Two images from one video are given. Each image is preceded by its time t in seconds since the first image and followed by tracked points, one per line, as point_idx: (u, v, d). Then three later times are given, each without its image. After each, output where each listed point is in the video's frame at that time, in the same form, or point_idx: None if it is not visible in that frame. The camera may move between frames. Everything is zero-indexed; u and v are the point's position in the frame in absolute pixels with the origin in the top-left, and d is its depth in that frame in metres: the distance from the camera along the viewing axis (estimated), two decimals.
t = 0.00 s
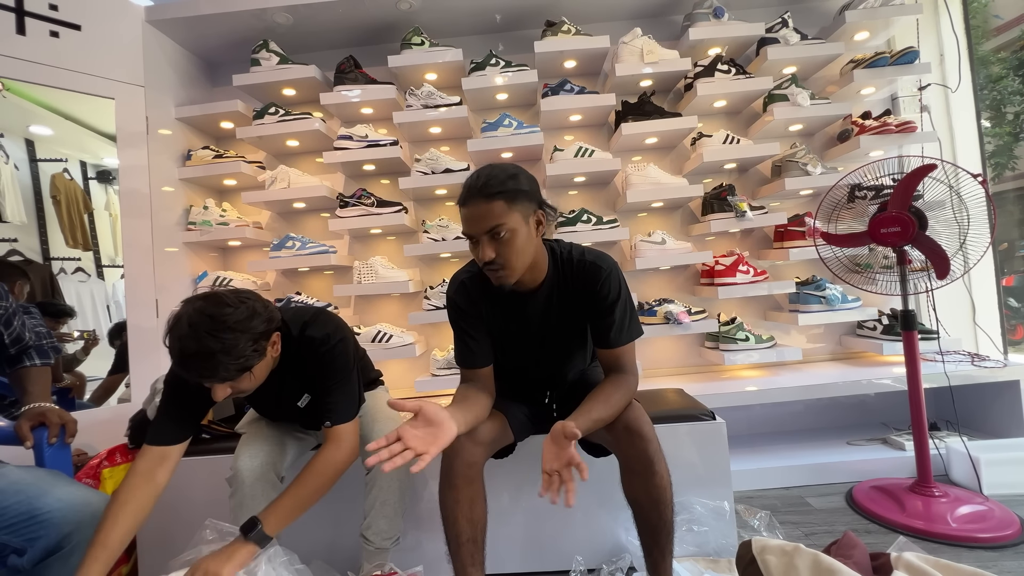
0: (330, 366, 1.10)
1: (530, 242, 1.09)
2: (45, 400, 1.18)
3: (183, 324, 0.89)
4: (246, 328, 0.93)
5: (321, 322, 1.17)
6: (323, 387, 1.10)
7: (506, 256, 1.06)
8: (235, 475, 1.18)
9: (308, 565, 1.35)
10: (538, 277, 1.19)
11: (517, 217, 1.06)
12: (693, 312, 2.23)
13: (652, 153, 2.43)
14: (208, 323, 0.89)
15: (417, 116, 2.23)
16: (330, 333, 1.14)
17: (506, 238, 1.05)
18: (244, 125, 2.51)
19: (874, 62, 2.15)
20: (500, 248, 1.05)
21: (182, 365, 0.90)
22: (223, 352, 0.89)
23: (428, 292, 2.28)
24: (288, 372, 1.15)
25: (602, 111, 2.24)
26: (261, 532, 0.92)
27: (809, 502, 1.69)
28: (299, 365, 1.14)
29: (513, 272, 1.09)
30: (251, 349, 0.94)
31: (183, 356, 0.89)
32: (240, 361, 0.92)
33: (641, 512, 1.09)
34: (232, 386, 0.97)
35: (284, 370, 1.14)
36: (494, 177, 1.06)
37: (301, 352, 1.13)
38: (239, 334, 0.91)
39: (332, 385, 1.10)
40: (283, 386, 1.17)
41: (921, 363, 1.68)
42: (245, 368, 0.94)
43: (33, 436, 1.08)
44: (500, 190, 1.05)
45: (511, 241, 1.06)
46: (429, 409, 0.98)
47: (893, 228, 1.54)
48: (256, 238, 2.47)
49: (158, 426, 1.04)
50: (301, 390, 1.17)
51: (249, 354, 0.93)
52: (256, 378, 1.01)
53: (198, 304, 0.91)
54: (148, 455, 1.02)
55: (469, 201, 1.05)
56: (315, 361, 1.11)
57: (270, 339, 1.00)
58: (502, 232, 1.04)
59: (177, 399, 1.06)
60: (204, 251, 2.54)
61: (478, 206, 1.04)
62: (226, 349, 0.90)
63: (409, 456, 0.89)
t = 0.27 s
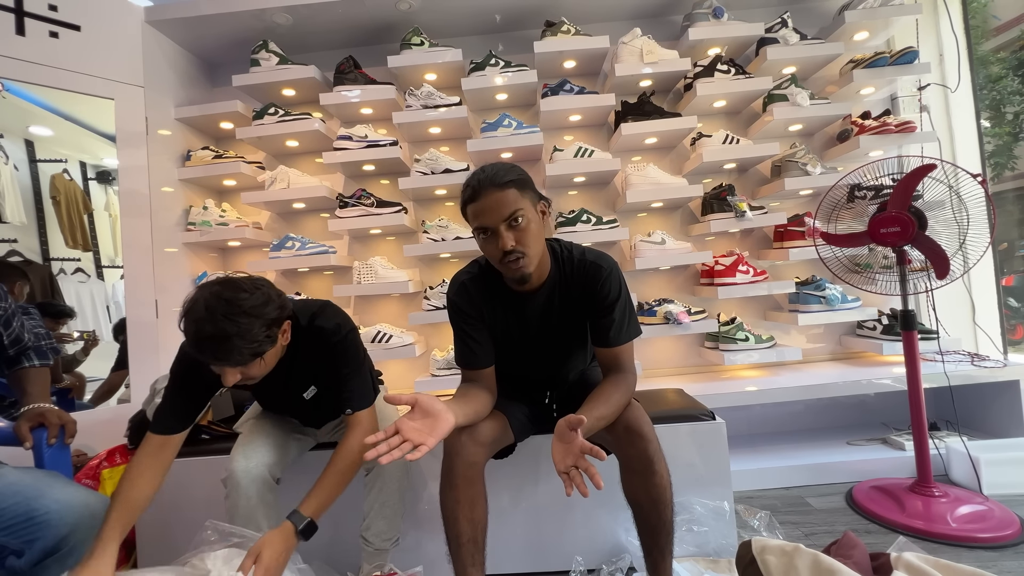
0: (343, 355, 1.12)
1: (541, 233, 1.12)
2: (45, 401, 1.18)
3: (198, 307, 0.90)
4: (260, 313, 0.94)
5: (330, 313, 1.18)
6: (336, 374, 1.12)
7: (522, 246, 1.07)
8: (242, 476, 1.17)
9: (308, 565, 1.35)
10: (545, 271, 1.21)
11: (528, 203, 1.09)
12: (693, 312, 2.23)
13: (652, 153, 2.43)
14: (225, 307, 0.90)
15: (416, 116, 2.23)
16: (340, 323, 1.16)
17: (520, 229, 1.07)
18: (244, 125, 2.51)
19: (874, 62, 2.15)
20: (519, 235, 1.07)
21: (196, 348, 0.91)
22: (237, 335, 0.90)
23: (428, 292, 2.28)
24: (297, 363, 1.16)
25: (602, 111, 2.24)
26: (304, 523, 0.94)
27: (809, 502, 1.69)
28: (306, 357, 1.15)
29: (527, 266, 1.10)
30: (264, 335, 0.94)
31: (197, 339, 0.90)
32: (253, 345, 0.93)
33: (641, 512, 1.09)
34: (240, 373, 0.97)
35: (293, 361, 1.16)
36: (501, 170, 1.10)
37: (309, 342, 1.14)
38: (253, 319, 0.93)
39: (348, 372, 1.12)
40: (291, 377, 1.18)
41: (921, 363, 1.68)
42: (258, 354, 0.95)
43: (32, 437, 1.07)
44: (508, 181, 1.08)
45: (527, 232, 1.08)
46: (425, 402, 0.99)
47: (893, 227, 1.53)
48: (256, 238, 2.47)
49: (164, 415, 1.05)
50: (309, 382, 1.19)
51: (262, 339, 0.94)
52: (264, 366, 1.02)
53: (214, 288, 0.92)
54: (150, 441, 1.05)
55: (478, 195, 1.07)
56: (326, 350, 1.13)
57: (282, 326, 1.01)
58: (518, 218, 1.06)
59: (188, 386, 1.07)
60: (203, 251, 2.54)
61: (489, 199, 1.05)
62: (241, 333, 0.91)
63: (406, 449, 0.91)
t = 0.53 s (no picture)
0: (356, 327, 1.25)
1: (522, 248, 1.11)
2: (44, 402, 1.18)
3: (248, 249, 1.07)
4: (299, 258, 1.11)
5: (351, 288, 1.33)
6: (347, 346, 1.25)
7: (495, 259, 1.09)
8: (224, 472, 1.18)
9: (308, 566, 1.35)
10: (534, 280, 1.20)
11: (511, 219, 1.08)
12: (693, 312, 2.23)
13: (652, 153, 2.43)
14: (272, 248, 1.08)
15: (416, 117, 2.23)
16: (362, 297, 1.31)
17: (494, 244, 1.08)
18: (244, 126, 2.51)
19: (873, 62, 2.15)
20: (492, 249, 1.09)
21: (243, 283, 1.07)
22: (276, 273, 1.06)
23: (428, 292, 2.28)
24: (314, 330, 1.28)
25: (602, 111, 2.24)
26: (315, 478, 0.99)
27: (809, 502, 1.69)
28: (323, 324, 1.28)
29: (503, 276, 1.13)
30: (301, 277, 1.11)
31: (245, 273, 1.06)
32: (291, 284, 1.09)
33: (641, 513, 1.09)
34: (272, 312, 1.11)
35: (311, 329, 1.28)
36: (491, 178, 1.09)
37: (332, 310, 1.29)
38: (293, 262, 1.10)
39: (357, 347, 1.24)
40: (306, 348, 1.29)
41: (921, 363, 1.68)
42: (293, 294, 1.10)
43: (32, 438, 1.07)
44: (494, 191, 1.08)
45: (502, 249, 1.08)
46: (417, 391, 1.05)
47: (893, 227, 1.54)
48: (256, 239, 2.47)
49: (199, 361, 1.27)
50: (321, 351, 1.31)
51: (298, 280, 1.11)
52: (293, 313, 1.16)
53: (263, 235, 1.10)
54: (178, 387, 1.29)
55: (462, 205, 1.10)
56: (342, 320, 1.27)
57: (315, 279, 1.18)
58: (492, 234, 1.07)
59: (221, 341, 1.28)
60: (203, 252, 2.54)
61: (471, 210, 1.07)
62: (282, 273, 1.07)
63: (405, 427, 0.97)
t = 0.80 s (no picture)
0: (377, 297, 1.46)
1: (516, 256, 1.11)
2: (45, 404, 1.17)
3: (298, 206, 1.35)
4: (337, 218, 1.38)
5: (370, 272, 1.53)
6: (365, 317, 1.45)
7: (485, 265, 1.11)
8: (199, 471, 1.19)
9: (308, 568, 1.34)
10: (529, 283, 1.21)
11: (505, 228, 1.08)
12: (693, 312, 2.22)
13: (652, 153, 2.43)
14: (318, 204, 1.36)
15: (416, 117, 2.23)
16: (381, 280, 1.51)
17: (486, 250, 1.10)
18: (244, 127, 2.51)
19: (873, 63, 2.15)
20: (484, 254, 1.10)
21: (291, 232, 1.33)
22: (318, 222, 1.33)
23: (428, 293, 2.28)
24: (335, 303, 1.46)
25: (601, 112, 2.24)
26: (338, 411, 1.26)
27: (809, 503, 1.69)
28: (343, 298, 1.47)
29: (495, 281, 1.14)
30: (339, 229, 1.37)
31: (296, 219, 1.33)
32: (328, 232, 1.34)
33: (642, 513, 1.09)
34: (309, 254, 1.33)
35: (333, 302, 1.47)
36: (488, 184, 1.10)
37: (355, 284, 1.49)
38: (333, 219, 1.37)
39: (376, 318, 1.44)
40: (326, 319, 1.46)
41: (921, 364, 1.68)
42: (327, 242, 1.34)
43: (32, 439, 1.06)
44: (491, 199, 1.08)
45: (494, 256, 1.09)
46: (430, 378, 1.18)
47: (893, 228, 1.54)
48: (256, 240, 2.46)
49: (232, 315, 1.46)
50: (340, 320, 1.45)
51: (336, 230, 1.36)
52: (327, 265, 1.38)
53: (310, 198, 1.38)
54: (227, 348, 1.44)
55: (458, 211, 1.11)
56: (364, 296, 1.47)
57: (348, 238, 1.43)
58: (486, 240, 1.08)
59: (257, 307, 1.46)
60: (203, 253, 2.54)
61: (465, 216, 1.09)
62: (324, 222, 1.34)
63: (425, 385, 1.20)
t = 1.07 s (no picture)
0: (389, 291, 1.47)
1: (516, 237, 1.13)
2: (46, 404, 1.17)
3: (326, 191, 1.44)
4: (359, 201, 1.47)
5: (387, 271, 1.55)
6: (372, 309, 1.44)
7: (486, 245, 1.12)
8: (195, 471, 1.19)
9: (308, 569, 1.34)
10: (530, 270, 1.22)
11: (504, 209, 1.10)
12: (693, 313, 2.22)
13: (652, 154, 2.43)
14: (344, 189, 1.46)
15: (416, 119, 2.23)
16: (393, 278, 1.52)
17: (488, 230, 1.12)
18: (244, 128, 2.52)
19: (873, 64, 2.16)
20: (483, 233, 1.12)
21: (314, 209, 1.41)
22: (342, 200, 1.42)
23: (428, 294, 2.28)
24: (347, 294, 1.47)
25: (601, 113, 2.24)
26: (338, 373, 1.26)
27: (810, 504, 1.69)
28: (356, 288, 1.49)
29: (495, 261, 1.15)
30: (358, 210, 1.45)
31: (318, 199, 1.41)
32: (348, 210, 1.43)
33: (643, 514, 1.09)
34: (334, 230, 1.41)
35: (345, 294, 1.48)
36: (492, 168, 1.13)
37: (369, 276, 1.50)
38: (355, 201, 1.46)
39: (382, 313, 1.44)
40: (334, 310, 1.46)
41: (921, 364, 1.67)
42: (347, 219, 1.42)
43: (33, 440, 1.06)
44: (493, 182, 1.11)
45: (493, 235, 1.11)
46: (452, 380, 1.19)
47: (893, 229, 1.54)
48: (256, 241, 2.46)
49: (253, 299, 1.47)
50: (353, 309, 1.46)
51: (357, 210, 1.45)
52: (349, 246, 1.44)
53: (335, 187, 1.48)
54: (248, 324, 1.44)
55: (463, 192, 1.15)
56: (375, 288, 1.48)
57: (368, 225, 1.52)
58: (486, 220, 1.11)
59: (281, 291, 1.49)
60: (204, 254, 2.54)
61: (469, 196, 1.13)
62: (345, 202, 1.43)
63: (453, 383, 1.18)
